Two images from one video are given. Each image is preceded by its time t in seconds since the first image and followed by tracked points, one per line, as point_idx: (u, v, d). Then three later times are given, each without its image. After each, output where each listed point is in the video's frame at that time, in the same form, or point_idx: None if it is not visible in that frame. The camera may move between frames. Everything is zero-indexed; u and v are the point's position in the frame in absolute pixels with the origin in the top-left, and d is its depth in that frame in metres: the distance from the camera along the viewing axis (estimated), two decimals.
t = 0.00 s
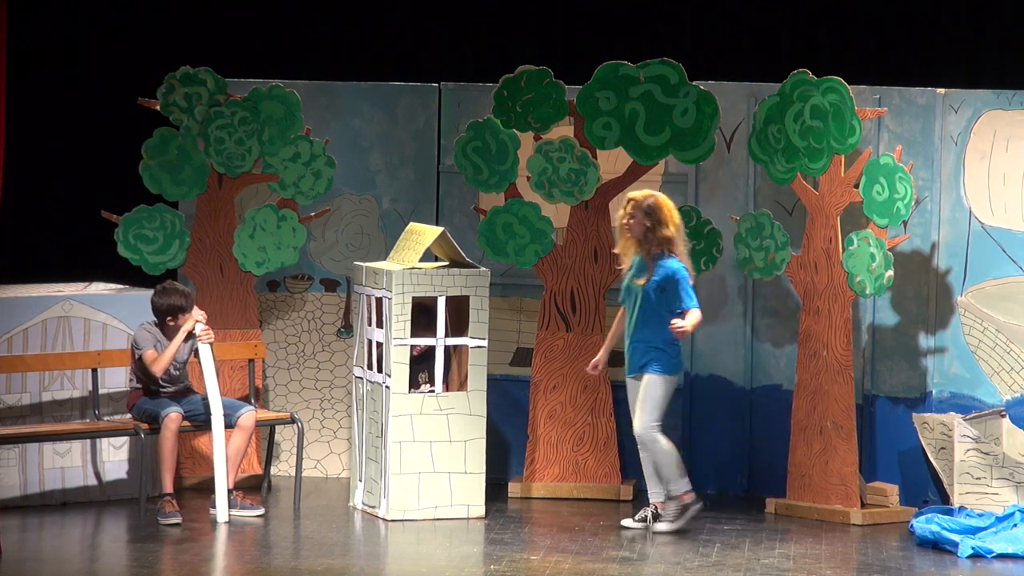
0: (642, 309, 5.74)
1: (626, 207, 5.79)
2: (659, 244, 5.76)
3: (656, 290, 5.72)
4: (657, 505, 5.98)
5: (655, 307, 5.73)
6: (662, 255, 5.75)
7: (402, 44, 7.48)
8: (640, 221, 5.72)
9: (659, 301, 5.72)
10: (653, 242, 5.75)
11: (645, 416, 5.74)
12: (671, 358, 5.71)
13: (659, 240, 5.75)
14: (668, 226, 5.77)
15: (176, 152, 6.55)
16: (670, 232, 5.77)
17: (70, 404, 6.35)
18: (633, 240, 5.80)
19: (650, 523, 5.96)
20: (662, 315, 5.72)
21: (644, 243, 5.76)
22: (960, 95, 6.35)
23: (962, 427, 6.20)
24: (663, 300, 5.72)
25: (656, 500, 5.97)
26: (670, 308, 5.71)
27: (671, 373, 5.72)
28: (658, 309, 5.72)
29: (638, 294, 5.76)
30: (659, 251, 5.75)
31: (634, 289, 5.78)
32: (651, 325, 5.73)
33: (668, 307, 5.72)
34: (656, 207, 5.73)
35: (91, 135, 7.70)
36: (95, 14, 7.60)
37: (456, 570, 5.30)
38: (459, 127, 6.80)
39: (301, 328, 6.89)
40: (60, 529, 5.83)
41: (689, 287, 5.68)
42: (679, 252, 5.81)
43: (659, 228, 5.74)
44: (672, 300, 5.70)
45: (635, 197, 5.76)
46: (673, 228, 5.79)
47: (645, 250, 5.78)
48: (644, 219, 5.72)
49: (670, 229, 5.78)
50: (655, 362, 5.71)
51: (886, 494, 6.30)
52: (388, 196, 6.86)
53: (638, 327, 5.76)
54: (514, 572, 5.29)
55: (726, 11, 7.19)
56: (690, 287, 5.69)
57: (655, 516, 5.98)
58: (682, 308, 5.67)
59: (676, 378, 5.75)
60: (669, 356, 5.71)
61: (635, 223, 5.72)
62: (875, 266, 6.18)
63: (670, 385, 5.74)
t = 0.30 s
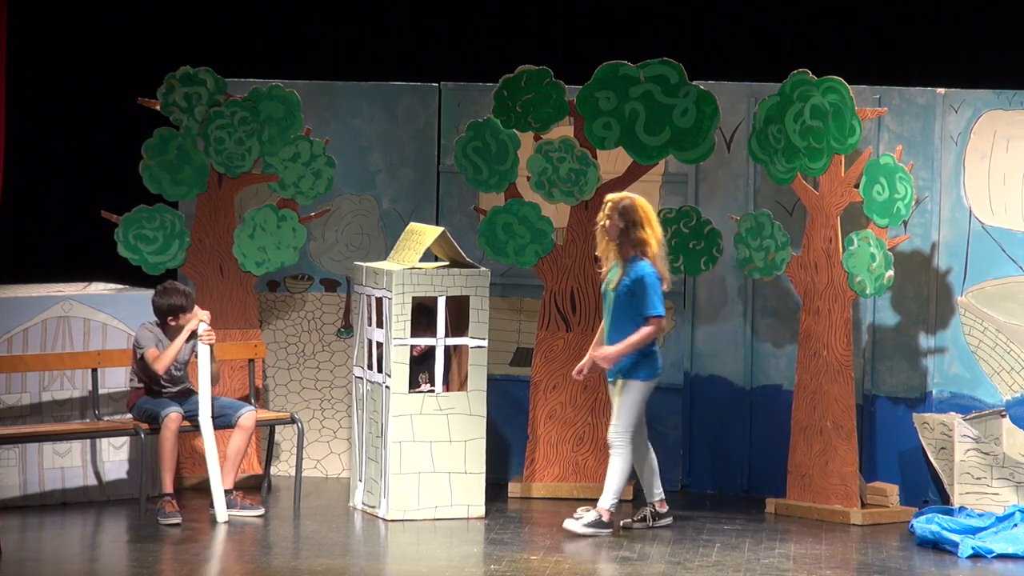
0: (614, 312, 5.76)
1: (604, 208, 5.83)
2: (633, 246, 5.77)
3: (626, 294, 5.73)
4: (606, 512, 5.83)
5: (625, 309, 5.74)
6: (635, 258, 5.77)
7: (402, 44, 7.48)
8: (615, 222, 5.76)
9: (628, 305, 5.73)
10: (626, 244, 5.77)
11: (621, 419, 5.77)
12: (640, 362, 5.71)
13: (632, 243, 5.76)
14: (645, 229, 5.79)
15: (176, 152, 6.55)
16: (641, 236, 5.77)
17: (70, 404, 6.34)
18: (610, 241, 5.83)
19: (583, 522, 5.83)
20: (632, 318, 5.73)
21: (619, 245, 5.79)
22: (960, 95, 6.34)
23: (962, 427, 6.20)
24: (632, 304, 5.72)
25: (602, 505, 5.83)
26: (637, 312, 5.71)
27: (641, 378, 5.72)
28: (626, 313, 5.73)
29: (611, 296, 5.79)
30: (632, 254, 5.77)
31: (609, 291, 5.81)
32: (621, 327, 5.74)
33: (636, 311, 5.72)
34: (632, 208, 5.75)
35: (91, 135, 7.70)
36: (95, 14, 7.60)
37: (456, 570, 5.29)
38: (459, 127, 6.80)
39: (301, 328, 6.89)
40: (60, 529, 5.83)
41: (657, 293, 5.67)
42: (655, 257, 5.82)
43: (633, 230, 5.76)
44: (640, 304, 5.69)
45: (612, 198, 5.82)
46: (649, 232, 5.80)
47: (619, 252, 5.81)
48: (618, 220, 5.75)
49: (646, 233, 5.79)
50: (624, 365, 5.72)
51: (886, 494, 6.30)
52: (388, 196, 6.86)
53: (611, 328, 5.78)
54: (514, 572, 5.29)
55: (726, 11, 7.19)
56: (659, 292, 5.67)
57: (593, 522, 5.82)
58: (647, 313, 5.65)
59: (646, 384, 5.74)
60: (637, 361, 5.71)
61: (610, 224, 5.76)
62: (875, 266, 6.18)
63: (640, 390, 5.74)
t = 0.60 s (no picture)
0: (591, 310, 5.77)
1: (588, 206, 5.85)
2: (609, 244, 5.77)
3: (601, 291, 5.74)
4: (604, 512, 5.85)
5: (602, 306, 5.75)
6: (611, 256, 5.76)
7: (402, 44, 7.48)
8: (593, 219, 5.78)
9: (603, 302, 5.74)
10: (602, 242, 5.77)
11: (605, 421, 5.76)
12: (613, 361, 5.71)
13: (609, 240, 5.76)
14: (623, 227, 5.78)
15: (176, 152, 6.55)
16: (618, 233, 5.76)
17: (70, 404, 6.35)
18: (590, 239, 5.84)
19: (579, 524, 5.84)
20: (606, 316, 5.74)
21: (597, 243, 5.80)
22: (960, 95, 6.34)
23: (962, 427, 6.20)
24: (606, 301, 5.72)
25: (597, 506, 5.85)
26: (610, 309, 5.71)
27: (616, 377, 5.72)
28: (600, 311, 5.73)
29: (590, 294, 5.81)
30: (608, 252, 5.76)
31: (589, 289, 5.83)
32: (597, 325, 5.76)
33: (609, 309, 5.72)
34: (610, 205, 5.75)
35: (91, 135, 7.70)
36: (95, 13, 7.59)
37: (456, 570, 5.30)
38: (459, 127, 6.80)
39: (301, 328, 6.89)
40: (60, 529, 5.83)
41: (627, 290, 5.65)
42: (634, 255, 5.79)
43: (609, 228, 5.76)
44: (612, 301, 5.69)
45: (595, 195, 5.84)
46: (627, 230, 5.79)
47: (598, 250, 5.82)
48: (595, 218, 5.77)
49: (623, 231, 5.78)
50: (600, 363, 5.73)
51: (886, 494, 6.30)
52: (388, 196, 6.86)
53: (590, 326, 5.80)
54: (514, 572, 5.29)
55: (726, 11, 7.19)
56: (628, 289, 5.65)
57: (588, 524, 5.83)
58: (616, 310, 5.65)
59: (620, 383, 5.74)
60: (611, 359, 5.71)
61: (589, 221, 5.78)
62: (875, 266, 6.18)
63: (615, 390, 5.74)
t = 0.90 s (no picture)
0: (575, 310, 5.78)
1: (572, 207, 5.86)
2: (591, 244, 5.77)
3: (585, 291, 5.74)
4: (603, 512, 5.88)
5: (584, 307, 5.75)
6: (593, 256, 5.76)
7: (402, 44, 7.48)
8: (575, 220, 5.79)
9: (586, 302, 5.74)
10: (585, 242, 5.77)
11: (595, 421, 5.78)
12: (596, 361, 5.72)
13: (591, 240, 5.76)
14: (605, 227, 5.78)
15: (176, 152, 6.55)
16: (602, 233, 5.77)
17: (70, 404, 6.35)
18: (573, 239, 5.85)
19: (580, 523, 5.84)
20: (590, 316, 5.74)
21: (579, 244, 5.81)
22: (960, 95, 6.34)
23: (962, 427, 6.20)
24: (590, 301, 5.73)
25: (596, 505, 5.87)
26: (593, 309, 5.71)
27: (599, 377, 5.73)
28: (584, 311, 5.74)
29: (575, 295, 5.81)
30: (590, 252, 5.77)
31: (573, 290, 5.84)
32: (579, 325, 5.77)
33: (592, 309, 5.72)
34: (591, 205, 5.76)
35: (91, 135, 7.71)
36: (95, 13, 7.59)
37: (456, 570, 5.29)
38: (459, 127, 6.80)
39: (301, 328, 6.89)
40: (60, 529, 5.83)
41: (610, 290, 5.65)
42: (617, 254, 5.80)
43: (592, 228, 5.75)
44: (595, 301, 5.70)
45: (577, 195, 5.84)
46: (610, 230, 5.79)
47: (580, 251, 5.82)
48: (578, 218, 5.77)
49: (605, 231, 5.78)
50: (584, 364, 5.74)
51: (886, 494, 6.30)
52: (388, 196, 6.86)
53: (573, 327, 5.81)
54: (514, 572, 5.29)
55: (726, 10, 7.18)
56: (611, 289, 5.65)
57: (586, 523, 5.84)
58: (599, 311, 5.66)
59: (603, 383, 5.75)
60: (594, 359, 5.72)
61: (572, 221, 5.79)
62: (875, 266, 6.18)
63: (599, 391, 5.76)
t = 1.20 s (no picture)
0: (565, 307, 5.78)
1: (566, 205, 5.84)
2: (584, 244, 5.76)
3: (576, 290, 5.74)
4: (603, 513, 5.88)
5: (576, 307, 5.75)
6: (586, 255, 5.76)
7: (402, 44, 7.48)
8: (568, 217, 5.78)
9: (576, 301, 5.74)
10: (578, 240, 5.77)
11: (586, 420, 5.78)
12: (586, 361, 5.72)
13: (585, 238, 5.76)
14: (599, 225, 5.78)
15: (176, 152, 6.54)
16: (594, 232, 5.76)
17: (70, 404, 6.35)
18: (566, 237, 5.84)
19: (580, 523, 5.84)
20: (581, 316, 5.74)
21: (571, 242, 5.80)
22: (960, 95, 6.34)
23: (962, 427, 6.20)
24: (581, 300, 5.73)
25: (596, 505, 5.88)
26: (584, 308, 5.72)
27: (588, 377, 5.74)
28: (574, 310, 5.74)
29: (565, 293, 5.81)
30: (582, 251, 5.77)
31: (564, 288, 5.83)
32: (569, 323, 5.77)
33: (583, 308, 5.73)
34: (585, 204, 5.75)
35: (91, 135, 7.71)
36: (95, 13, 7.58)
37: (456, 570, 5.29)
38: (459, 127, 6.80)
39: (301, 328, 6.88)
40: (60, 529, 5.83)
41: (603, 289, 5.67)
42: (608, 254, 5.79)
43: (585, 227, 5.75)
44: (587, 300, 5.71)
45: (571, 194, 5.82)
46: (603, 229, 5.78)
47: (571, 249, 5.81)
48: (572, 216, 5.76)
49: (598, 230, 5.77)
50: (574, 363, 5.74)
51: (886, 494, 6.30)
52: (388, 196, 6.86)
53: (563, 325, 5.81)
54: (514, 572, 5.29)
55: (726, 10, 7.18)
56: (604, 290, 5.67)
57: (586, 522, 5.84)
58: (591, 309, 5.67)
59: (593, 382, 5.75)
60: (583, 358, 5.72)
61: (565, 219, 5.78)
62: (875, 266, 6.18)
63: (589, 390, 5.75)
